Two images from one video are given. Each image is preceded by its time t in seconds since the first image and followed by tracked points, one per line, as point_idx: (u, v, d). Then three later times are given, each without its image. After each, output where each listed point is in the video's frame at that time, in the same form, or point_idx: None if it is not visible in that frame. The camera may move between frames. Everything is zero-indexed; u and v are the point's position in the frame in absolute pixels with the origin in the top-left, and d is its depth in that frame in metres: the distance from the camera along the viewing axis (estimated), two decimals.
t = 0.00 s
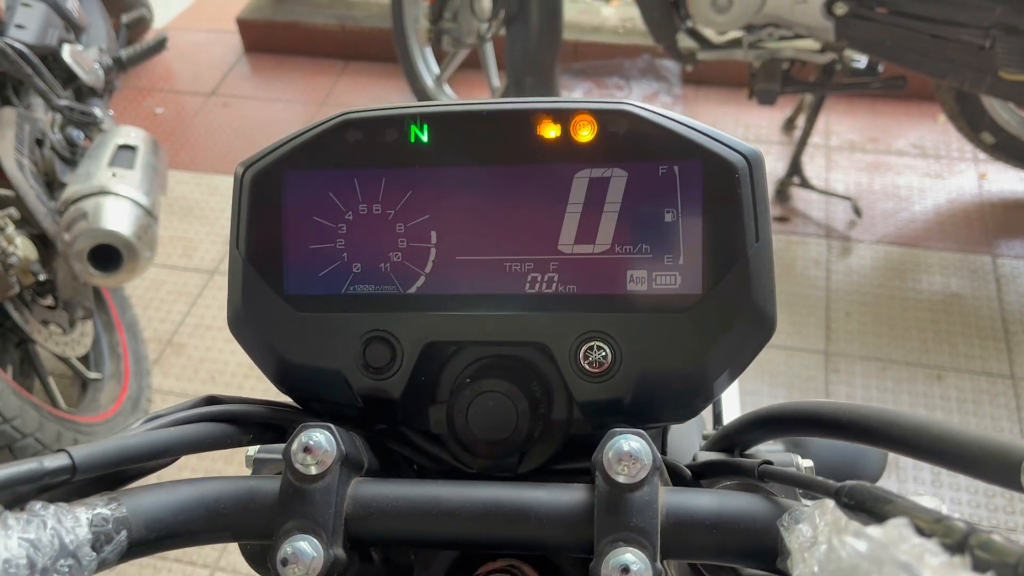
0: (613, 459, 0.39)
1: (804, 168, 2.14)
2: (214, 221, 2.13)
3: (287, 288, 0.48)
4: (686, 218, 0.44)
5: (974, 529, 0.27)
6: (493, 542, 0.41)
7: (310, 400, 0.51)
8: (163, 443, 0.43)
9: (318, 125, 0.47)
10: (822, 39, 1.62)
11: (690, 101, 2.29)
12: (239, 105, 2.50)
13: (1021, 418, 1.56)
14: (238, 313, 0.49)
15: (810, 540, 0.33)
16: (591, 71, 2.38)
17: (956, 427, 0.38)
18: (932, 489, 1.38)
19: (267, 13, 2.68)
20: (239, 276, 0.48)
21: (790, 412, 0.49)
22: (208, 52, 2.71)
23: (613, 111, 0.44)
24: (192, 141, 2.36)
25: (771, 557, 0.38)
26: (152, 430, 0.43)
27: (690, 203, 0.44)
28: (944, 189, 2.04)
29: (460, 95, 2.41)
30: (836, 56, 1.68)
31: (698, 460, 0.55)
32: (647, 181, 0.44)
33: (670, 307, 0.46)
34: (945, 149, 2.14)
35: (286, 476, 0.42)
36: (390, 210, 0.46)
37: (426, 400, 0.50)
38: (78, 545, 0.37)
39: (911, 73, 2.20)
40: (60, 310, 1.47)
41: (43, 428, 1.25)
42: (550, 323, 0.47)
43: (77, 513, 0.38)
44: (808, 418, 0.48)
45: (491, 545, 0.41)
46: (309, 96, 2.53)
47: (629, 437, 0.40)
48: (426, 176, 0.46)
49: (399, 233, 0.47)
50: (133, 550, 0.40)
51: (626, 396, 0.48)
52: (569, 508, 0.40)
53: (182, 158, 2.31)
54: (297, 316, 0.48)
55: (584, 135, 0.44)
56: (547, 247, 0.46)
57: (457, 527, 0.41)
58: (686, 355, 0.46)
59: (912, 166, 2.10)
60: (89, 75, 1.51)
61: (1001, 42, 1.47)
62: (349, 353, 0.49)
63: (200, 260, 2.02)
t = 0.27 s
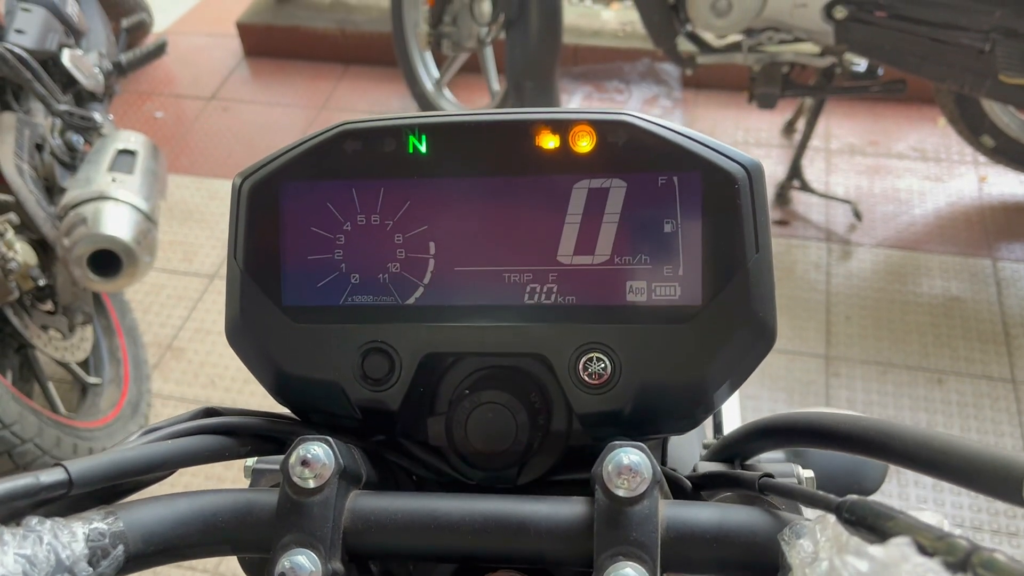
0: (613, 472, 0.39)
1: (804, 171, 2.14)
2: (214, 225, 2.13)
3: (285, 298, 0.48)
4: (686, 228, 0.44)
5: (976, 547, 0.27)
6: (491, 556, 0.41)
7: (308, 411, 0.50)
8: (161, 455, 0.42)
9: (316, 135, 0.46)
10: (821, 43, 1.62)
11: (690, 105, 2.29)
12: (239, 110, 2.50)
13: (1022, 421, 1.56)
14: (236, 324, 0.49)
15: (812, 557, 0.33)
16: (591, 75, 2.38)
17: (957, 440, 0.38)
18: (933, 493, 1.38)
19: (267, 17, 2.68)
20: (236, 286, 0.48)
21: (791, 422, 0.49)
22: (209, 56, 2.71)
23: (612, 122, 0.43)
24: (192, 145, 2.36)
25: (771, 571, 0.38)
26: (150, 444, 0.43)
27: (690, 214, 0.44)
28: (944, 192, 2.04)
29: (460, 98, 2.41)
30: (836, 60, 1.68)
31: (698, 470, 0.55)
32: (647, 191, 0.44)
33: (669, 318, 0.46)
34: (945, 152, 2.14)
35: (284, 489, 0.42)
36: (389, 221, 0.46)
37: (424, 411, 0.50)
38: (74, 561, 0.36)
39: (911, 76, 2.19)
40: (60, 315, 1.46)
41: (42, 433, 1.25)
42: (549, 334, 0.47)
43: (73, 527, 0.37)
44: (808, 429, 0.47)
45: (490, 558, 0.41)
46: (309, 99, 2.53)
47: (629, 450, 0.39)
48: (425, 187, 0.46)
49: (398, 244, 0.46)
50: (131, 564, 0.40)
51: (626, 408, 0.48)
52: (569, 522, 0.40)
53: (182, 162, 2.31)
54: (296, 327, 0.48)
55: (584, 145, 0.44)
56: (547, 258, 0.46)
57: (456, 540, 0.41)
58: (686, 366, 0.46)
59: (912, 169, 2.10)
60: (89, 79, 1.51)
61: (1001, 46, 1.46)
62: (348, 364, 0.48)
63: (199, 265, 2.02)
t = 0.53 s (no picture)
0: (613, 484, 0.39)
1: (804, 174, 2.14)
2: (213, 229, 2.13)
3: (284, 308, 0.48)
4: (685, 238, 0.44)
5: (978, 563, 0.27)
6: (491, 568, 0.41)
7: (307, 421, 0.50)
8: (158, 467, 0.42)
9: (315, 144, 0.46)
10: (821, 47, 1.62)
11: (690, 109, 2.28)
12: (239, 113, 2.50)
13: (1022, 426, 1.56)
14: (235, 333, 0.49)
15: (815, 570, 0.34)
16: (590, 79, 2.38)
17: (956, 452, 0.38)
18: (934, 497, 1.37)
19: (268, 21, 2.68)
20: (235, 296, 0.48)
21: (791, 432, 0.49)
22: (209, 60, 2.71)
23: (612, 132, 0.43)
24: (192, 149, 2.36)
25: None
26: (149, 455, 0.43)
27: (690, 224, 0.44)
28: (944, 196, 2.04)
29: (460, 102, 2.41)
30: (835, 63, 1.68)
31: (698, 479, 0.54)
32: (647, 201, 0.44)
33: (669, 328, 0.45)
34: (945, 156, 2.14)
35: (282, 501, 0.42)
36: (388, 230, 0.46)
37: (423, 421, 0.50)
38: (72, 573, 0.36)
39: (910, 80, 2.19)
40: (60, 320, 1.46)
41: (42, 438, 1.24)
42: (548, 345, 0.46)
43: (71, 540, 0.37)
44: (808, 439, 0.47)
45: (490, 570, 0.41)
46: (309, 103, 2.53)
47: (629, 462, 0.39)
48: (423, 195, 0.45)
49: (397, 253, 0.46)
50: None
51: (626, 418, 0.48)
52: (569, 534, 0.40)
53: (182, 166, 2.30)
54: (295, 337, 0.48)
55: (583, 154, 0.44)
56: (546, 267, 0.46)
57: (455, 552, 0.41)
58: (686, 376, 0.46)
59: (912, 173, 2.10)
60: (89, 83, 1.51)
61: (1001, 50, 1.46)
62: (348, 374, 0.48)
63: (199, 269, 2.01)
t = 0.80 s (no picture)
0: (616, 487, 0.39)
1: (804, 177, 2.14)
2: (213, 231, 2.12)
3: (286, 311, 0.48)
4: (688, 241, 0.44)
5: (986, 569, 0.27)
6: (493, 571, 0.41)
7: (308, 425, 0.50)
8: (159, 471, 0.42)
9: (317, 146, 0.46)
10: (821, 49, 1.62)
11: (690, 111, 2.28)
12: (239, 115, 2.50)
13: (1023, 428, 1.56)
14: (236, 336, 0.48)
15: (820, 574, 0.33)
16: (590, 81, 2.39)
17: (958, 454, 0.38)
18: (935, 500, 1.37)
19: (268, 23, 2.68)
20: (236, 298, 0.48)
21: (793, 436, 0.49)
22: (209, 62, 2.71)
23: (615, 134, 0.43)
24: (192, 152, 2.36)
25: None
26: (149, 458, 0.43)
27: (692, 226, 0.44)
28: (944, 198, 2.04)
29: (460, 104, 2.41)
30: (835, 66, 1.68)
31: (701, 483, 0.54)
32: (650, 203, 0.44)
33: (672, 331, 0.45)
34: (945, 158, 2.14)
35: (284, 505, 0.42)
36: (390, 233, 0.46)
37: (425, 424, 0.49)
38: None
39: (911, 82, 2.20)
40: (60, 322, 1.46)
41: (41, 440, 1.24)
42: (550, 348, 0.46)
43: (71, 544, 0.37)
44: (810, 442, 0.47)
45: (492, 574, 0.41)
46: (309, 105, 2.53)
47: (632, 465, 0.39)
48: (425, 198, 0.45)
49: (399, 256, 0.46)
50: None
51: (629, 422, 0.47)
52: (572, 537, 0.40)
53: (182, 168, 2.30)
54: (296, 339, 0.48)
55: (586, 157, 0.44)
56: (549, 270, 0.46)
57: (457, 556, 0.40)
58: (689, 380, 0.45)
59: (913, 175, 2.10)
60: (89, 86, 1.51)
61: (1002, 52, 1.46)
62: (349, 377, 0.48)
63: (199, 271, 2.01)
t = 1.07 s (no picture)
0: (621, 489, 0.39)
1: (804, 178, 2.14)
2: (214, 232, 2.12)
3: (290, 312, 0.48)
4: (692, 242, 0.44)
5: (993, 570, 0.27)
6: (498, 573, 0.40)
7: (311, 425, 0.50)
8: (163, 472, 0.42)
9: (322, 147, 0.46)
10: (821, 51, 1.62)
11: (690, 113, 2.29)
12: (239, 117, 2.50)
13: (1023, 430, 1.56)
14: (240, 337, 0.48)
15: None
16: (591, 83, 2.39)
17: (959, 455, 0.38)
18: (936, 502, 1.37)
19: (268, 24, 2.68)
20: (240, 300, 0.48)
21: (796, 437, 0.49)
22: (209, 63, 2.71)
23: (620, 135, 0.43)
24: (193, 153, 2.36)
25: None
26: (153, 459, 0.42)
27: (697, 228, 0.44)
28: (945, 200, 2.04)
29: (461, 106, 2.41)
30: (836, 67, 1.68)
31: (704, 484, 0.54)
32: (654, 205, 0.44)
33: (676, 333, 0.45)
34: (945, 160, 2.14)
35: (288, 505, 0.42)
36: (394, 234, 0.46)
37: (429, 426, 0.49)
38: None
39: (911, 84, 2.20)
40: (60, 323, 1.46)
41: (41, 441, 1.24)
42: (555, 349, 0.46)
43: (76, 546, 0.37)
44: (813, 444, 0.47)
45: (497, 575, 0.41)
46: (310, 107, 2.53)
47: (637, 467, 0.39)
48: (430, 199, 0.45)
49: (404, 257, 0.46)
50: None
51: (633, 424, 0.47)
52: (577, 539, 0.40)
53: (183, 169, 2.30)
54: (300, 341, 0.48)
55: (591, 159, 0.44)
56: (553, 271, 0.46)
57: (461, 556, 0.40)
58: (693, 381, 0.45)
59: (913, 177, 2.10)
60: (90, 87, 1.51)
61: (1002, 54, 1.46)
62: (353, 379, 0.48)
63: (199, 273, 2.01)
